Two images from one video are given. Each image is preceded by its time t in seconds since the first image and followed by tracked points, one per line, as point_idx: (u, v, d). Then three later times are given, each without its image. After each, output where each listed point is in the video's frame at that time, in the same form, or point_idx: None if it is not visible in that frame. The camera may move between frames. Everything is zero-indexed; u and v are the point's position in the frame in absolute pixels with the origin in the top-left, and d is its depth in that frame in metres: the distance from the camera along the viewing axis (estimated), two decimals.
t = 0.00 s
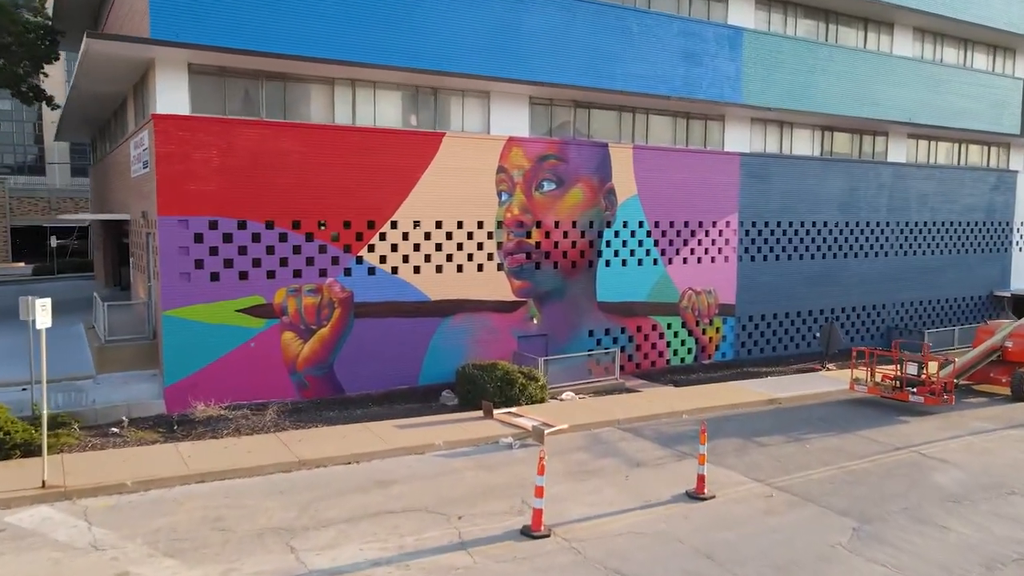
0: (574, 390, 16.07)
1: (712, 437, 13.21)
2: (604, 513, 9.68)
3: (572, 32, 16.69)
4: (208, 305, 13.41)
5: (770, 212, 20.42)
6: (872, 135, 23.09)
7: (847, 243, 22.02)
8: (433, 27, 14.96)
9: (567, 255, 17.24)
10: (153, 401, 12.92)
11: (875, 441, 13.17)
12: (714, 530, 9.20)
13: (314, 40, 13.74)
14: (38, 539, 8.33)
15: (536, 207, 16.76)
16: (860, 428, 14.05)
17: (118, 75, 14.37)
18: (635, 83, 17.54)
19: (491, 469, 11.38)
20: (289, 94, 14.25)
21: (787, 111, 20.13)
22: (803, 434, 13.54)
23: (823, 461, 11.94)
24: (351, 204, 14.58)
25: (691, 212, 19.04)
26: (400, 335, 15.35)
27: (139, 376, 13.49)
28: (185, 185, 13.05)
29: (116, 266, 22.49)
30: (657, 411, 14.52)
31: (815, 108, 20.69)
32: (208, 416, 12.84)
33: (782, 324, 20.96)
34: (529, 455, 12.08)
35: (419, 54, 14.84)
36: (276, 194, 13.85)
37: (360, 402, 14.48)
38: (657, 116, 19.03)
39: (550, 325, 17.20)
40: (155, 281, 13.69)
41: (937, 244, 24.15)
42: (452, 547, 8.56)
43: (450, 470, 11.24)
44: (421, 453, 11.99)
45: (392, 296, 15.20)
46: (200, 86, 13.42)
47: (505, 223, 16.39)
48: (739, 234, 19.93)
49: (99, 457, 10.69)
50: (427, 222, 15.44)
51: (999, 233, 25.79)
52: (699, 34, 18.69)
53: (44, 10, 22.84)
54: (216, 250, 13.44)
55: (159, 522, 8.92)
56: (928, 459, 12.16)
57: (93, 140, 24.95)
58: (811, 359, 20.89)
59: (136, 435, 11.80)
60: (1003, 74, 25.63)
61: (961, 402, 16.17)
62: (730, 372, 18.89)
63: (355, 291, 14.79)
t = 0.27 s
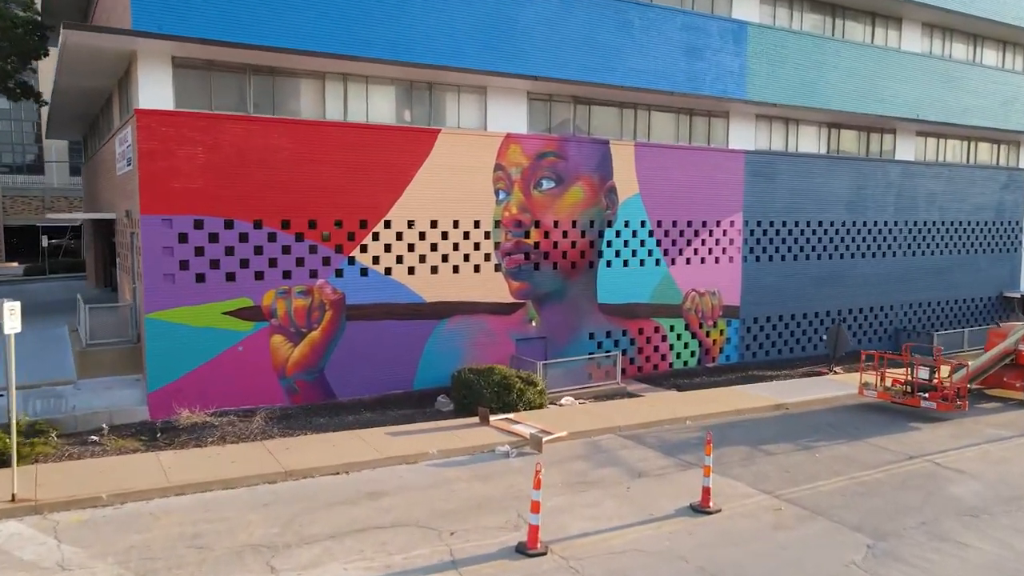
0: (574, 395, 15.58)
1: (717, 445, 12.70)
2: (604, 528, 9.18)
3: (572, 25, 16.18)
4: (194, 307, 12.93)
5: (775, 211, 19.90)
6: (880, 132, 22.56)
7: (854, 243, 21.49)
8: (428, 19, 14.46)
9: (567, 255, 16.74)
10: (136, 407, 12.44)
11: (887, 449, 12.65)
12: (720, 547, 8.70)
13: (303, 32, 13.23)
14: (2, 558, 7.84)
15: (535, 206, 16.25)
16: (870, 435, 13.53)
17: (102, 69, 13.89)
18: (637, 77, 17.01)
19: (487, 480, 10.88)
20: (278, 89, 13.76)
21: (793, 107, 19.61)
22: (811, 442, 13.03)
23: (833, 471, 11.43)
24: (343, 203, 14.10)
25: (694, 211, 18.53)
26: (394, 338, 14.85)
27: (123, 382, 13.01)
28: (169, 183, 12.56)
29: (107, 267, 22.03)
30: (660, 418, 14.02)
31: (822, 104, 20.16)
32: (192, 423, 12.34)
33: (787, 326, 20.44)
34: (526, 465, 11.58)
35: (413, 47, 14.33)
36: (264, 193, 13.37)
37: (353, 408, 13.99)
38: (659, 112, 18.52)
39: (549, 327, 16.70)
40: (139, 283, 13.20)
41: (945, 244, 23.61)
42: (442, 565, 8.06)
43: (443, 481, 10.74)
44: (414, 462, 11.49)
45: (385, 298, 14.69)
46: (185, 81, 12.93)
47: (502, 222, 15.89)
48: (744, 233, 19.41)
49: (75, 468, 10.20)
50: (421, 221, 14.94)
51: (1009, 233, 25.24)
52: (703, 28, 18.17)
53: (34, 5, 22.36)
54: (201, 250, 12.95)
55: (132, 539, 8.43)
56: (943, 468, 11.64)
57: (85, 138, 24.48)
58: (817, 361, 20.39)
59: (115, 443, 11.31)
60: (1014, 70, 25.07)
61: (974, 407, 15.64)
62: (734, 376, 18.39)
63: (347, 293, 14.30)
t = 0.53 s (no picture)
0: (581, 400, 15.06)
1: (731, 455, 12.17)
2: (612, 545, 8.66)
3: (579, 18, 15.65)
4: (187, 310, 12.47)
5: (790, 210, 19.31)
6: (897, 129, 21.92)
7: (871, 243, 20.87)
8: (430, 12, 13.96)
9: (575, 256, 16.21)
10: (126, 413, 12.00)
11: (909, 459, 12.07)
12: (736, 567, 8.17)
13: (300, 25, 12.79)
14: None
15: (541, 205, 15.73)
16: (891, 444, 12.96)
17: (94, 64, 13.46)
18: (647, 72, 16.47)
19: (489, 491, 10.37)
20: (275, 83, 13.30)
21: (808, 103, 19.00)
22: (829, 451, 12.47)
23: (854, 483, 10.88)
24: (342, 201, 13.62)
25: (706, 210, 17.97)
26: (395, 341, 14.38)
27: (114, 387, 12.58)
28: (161, 182, 12.11)
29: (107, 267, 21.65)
30: (670, 425, 13.49)
31: (838, 100, 19.55)
32: (185, 430, 11.89)
33: (802, 329, 19.85)
34: (531, 475, 11.07)
35: (414, 41, 13.84)
36: (261, 191, 12.91)
37: (352, 414, 13.51)
38: (670, 108, 17.97)
39: (556, 330, 16.18)
40: (130, 285, 12.75)
41: (965, 243, 22.93)
42: None
43: (444, 492, 10.25)
44: (413, 473, 11.00)
45: (386, 300, 14.21)
46: (178, 76, 12.49)
47: (508, 222, 15.38)
48: (757, 233, 18.83)
49: (59, 479, 9.76)
50: (424, 220, 14.46)
51: None
52: (715, 21, 17.60)
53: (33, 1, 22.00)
54: (195, 251, 12.50)
55: (113, 557, 7.96)
56: (970, 480, 11.07)
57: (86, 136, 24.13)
58: (833, 365, 19.78)
59: (103, 452, 10.85)
60: None
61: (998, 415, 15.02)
62: (747, 380, 17.82)
63: (346, 294, 13.82)
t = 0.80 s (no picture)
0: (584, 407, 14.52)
1: (741, 466, 11.63)
2: (618, 566, 8.14)
3: (582, 11, 15.11)
4: (174, 314, 11.97)
5: (799, 210, 18.75)
6: (909, 127, 21.35)
7: (883, 244, 20.31)
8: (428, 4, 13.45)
9: (577, 258, 15.68)
10: (109, 422, 11.50)
11: (928, 471, 11.52)
12: None
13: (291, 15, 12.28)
14: None
15: (543, 205, 15.21)
16: (908, 454, 12.41)
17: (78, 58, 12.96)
18: (653, 67, 15.93)
19: (488, 506, 9.85)
20: (266, 78, 12.79)
21: (819, 100, 18.44)
22: (844, 462, 11.93)
23: (872, 497, 10.34)
24: (336, 201, 13.11)
25: (713, 210, 17.43)
26: (391, 346, 13.86)
27: (98, 395, 12.10)
28: (145, 181, 11.62)
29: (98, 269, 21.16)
30: (677, 434, 12.96)
31: (849, 97, 18.98)
32: (170, 440, 11.38)
33: (812, 332, 19.29)
34: (532, 489, 10.54)
35: (412, 33, 13.30)
36: (251, 190, 12.41)
37: (346, 422, 12.99)
38: (676, 105, 17.43)
39: (558, 334, 15.65)
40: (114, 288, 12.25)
41: (978, 245, 22.35)
42: None
43: (439, 507, 9.73)
44: (408, 486, 10.48)
45: (382, 303, 13.70)
46: (163, 70, 11.99)
47: (508, 222, 14.86)
48: (766, 234, 18.28)
49: (32, 494, 9.25)
50: (421, 221, 13.94)
51: None
52: (723, 15, 17.06)
53: None
54: (181, 252, 11.99)
55: None
56: (993, 495, 10.52)
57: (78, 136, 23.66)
58: (844, 370, 19.22)
59: (82, 464, 10.35)
60: None
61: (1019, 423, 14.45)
62: (756, 386, 17.27)
63: (340, 298, 13.31)
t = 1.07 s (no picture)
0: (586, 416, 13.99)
1: (751, 480, 11.09)
2: None
3: (584, 5, 14.60)
4: (157, 320, 11.45)
5: (808, 211, 18.22)
6: (919, 127, 20.82)
7: (893, 247, 19.76)
8: None
9: (579, 261, 15.16)
10: (89, 433, 10.98)
11: (947, 486, 10.97)
12: None
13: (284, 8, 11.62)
14: None
15: (543, 206, 14.68)
16: (925, 467, 11.86)
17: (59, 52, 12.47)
18: (657, 64, 15.41)
19: (484, 524, 9.31)
20: (255, 74, 12.29)
21: (827, 98, 17.92)
22: (858, 476, 11.38)
23: (890, 515, 9.79)
24: (327, 202, 12.59)
25: (719, 211, 16.91)
26: (385, 353, 13.34)
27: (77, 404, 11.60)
28: (127, 180, 11.11)
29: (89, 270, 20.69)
30: (683, 444, 12.43)
31: (859, 95, 18.45)
32: (152, 452, 10.85)
33: (820, 337, 18.75)
34: (531, 505, 10.01)
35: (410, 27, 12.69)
36: (239, 191, 11.89)
37: (337, 432, 12.47)
38: (680, 103, 16.92)
39: (559, 340, 15.12)
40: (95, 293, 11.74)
41: (990, 247, 21.80)
42: None
43: (433, 525, 9.20)
44: (400, 502, 9.94)
45: (376, 309, 13.18)
46: (146, 65, 11.49)
47: (507, 224, 14.34)
48: (773, 236, 17.75)
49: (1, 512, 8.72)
50: (417, 222, 13.42)
51: None
52: (729, 10, 16.54)
53: None
54: (165, 255, 11.48)
55: None
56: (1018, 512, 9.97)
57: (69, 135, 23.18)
58: (853, 376, 18.67)
59: (58, 479, 9.83)
60: None
61: None
62: (763, 393, 16.73)
63: (332, 303, 12.79)
